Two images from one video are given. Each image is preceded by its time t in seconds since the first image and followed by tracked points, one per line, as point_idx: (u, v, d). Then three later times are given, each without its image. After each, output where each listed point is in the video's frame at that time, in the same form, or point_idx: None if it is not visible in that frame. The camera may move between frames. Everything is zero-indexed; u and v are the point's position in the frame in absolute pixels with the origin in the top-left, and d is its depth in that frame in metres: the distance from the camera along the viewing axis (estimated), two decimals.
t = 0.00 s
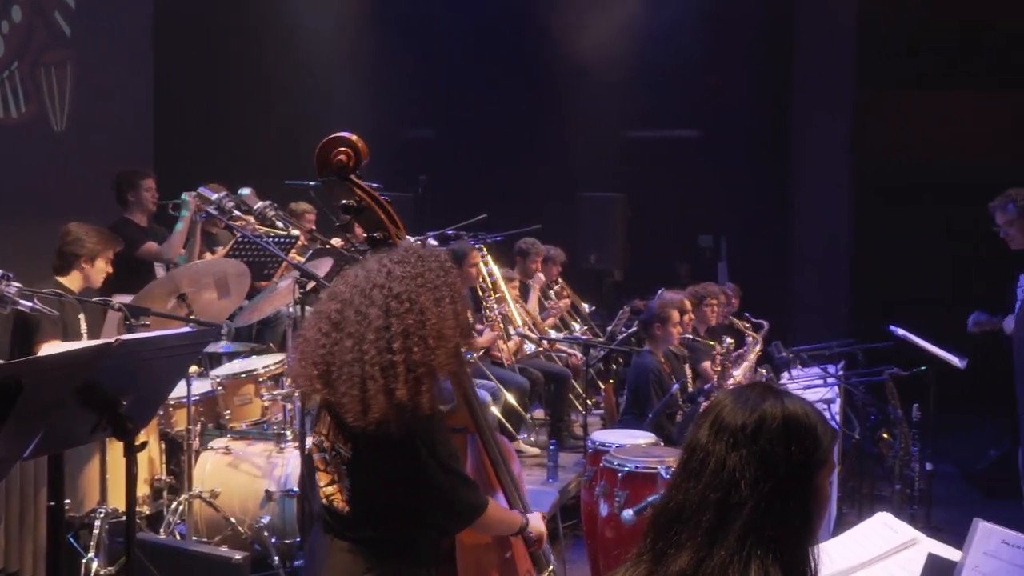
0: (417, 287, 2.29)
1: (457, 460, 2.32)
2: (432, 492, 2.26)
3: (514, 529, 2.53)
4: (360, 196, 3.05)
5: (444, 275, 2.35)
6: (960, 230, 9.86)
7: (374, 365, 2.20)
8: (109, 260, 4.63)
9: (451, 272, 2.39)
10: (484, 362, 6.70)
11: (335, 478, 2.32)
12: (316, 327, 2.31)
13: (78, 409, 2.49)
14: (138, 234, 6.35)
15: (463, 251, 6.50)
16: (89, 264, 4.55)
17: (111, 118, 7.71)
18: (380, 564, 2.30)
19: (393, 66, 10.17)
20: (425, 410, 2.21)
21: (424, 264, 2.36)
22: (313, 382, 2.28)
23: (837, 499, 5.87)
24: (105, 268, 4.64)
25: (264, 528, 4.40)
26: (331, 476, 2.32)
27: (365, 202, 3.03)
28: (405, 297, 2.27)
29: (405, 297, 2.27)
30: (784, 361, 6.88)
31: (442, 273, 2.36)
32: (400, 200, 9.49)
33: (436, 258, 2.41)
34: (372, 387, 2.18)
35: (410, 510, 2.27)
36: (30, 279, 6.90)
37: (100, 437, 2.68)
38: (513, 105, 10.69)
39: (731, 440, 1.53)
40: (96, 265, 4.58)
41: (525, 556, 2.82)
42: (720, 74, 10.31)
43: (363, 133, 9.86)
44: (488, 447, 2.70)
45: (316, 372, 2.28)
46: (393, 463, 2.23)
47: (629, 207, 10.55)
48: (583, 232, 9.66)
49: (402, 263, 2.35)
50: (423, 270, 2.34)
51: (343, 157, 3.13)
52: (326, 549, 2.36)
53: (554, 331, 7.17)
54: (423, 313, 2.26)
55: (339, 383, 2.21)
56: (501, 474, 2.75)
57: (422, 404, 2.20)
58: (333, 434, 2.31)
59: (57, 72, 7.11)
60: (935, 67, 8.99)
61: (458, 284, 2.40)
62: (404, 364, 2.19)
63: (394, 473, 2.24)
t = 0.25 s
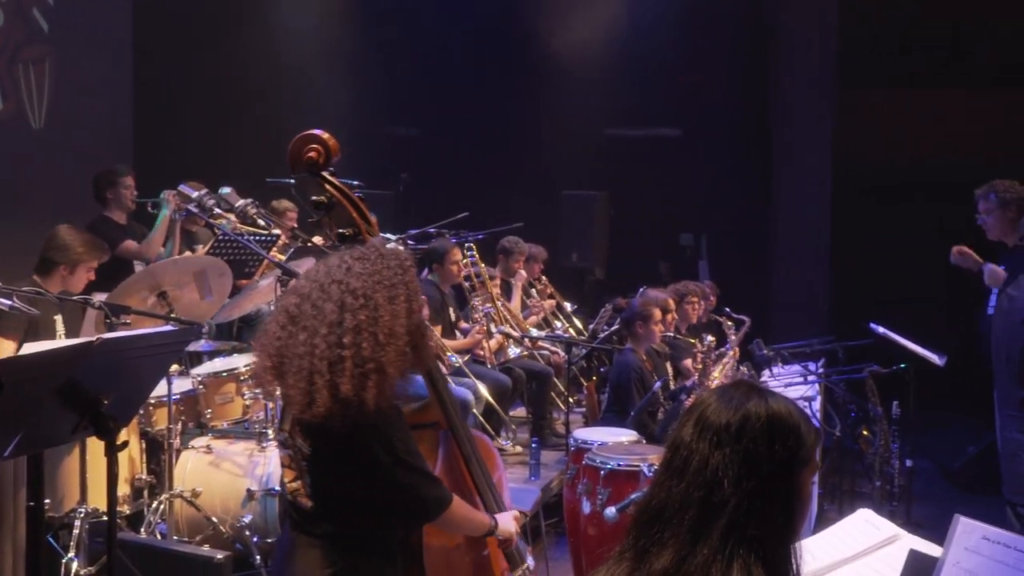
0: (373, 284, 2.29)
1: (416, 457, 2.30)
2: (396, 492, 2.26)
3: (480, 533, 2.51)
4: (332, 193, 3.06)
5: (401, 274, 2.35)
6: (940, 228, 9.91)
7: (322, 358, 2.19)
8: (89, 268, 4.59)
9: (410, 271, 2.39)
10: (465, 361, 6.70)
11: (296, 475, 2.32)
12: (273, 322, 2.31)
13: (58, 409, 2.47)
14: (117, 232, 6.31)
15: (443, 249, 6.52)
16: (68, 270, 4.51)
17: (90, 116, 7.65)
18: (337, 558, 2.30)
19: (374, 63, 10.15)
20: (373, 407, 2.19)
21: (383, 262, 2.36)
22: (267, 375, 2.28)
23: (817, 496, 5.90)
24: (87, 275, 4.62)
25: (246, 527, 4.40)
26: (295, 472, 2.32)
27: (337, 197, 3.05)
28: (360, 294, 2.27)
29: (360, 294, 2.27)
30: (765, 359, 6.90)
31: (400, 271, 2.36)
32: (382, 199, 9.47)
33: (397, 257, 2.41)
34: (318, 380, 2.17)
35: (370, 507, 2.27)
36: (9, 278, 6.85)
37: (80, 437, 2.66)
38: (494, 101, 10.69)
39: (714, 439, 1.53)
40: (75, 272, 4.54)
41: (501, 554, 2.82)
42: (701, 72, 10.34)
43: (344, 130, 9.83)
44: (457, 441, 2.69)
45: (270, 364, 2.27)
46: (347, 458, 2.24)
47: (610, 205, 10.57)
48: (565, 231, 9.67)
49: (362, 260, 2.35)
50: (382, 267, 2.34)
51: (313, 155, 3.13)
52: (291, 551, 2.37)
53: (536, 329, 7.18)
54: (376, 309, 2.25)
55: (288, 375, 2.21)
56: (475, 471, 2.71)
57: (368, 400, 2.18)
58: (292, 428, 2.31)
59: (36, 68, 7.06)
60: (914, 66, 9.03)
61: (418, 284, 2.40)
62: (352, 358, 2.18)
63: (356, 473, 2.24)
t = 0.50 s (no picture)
0: (331, 271, 2.31)
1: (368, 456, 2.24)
2: (353, 489, 2.20)
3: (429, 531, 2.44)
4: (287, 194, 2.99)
5: (360, 262, 2.37)
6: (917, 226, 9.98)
7: (279, 339, 2.19)
8: (62, 264, 4.55)
9: (370, 263, 2.42)
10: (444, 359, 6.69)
11: (252, 472, 2.28)
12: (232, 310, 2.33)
13: (32, 408, 2.44)
14: (93, 231, 6.26)
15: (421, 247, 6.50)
16: (38, 266, 4.47)
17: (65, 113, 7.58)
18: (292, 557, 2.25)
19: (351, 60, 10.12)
20: (327, 387, 2.17)
21: (342, 253, 2.39)
22: (223, 362, 2.28)
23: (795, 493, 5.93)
24: (60, 272, 4.58)
25: (223, 526, 4.38)
26: (251, 469, 2.28)
27: (293, 197, 2.97)
28: (319, 278, 2.29)
29: (319, 278, 2.29)
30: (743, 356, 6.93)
31: (359, 261, 2.38)
32: (361, 196, 9.44)
33: (357, 249, 2.44)
34: (274, 359, 2.17)
35: (324, 503, 2.21)
36: None
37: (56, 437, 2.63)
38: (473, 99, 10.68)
39: (691, 438, 1.53)
40: (46, 268, 4.50)
41: (466, 551, 2.70)
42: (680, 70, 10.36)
43: (323, 128, 9.78)
44: (414, 434, 2.65)
45: (226, 352, 2.27)
46: (296, 454, 2.19)
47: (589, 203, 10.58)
48: (544, 229, 9.67)
49: (321, 251, 2.38)
50: (341, 256, 2.37)
51: (267, 155, 3.10)
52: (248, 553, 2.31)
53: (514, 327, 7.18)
54: (334, 292, 2.27)
55: (244, 356, 2.21)
56: (433, 463, 2.66)
57: (326, 378, 2.16)
58: (249, 421, 2.28)
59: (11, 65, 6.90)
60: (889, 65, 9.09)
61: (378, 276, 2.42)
62: (309, 338, 2.18)
63: (302, 470, 2.19)
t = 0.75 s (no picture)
0: (303, 266, 2.27)
1: (337, 453, 2.24)
2: (323, 489, 2.21)
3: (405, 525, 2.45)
4: (254, 196, 2.97)
5: (333, 258, 2.33)
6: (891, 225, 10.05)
7: (246, 333, 2.16)
8: (38, 262, 4.50)
9: (344, 259, 2.37)
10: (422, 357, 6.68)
11: (222, 471, 2.28)
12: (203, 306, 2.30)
13: (5, 407, 2.42)
14: (67, 229, 6.20)
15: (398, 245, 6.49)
16: (15, 264, 4.42)
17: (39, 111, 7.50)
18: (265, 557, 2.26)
19: (328, 58, 10.07)
20: (296, 380, 2.14)
21: (314, 248, 2.34)
22: (192, 358, 2.25)
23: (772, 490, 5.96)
24: (37, 269, 4.53)
25: (200, 525, 4.34)
26: (220, 468, 2.28)
27: (259, 200, 2.96)
28: (290, 273, 2.25)
29: (290, 273, 2.25)
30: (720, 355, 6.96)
31: (332, 258, 2.34)
32: (339, 195, 9.41)
33: (331, 245, 2.40)
34: (241, 352, 2.14)
35: (290, 504, 2.22)
36: None
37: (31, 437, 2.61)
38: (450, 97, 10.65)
39: (672, 438, 1.54)
40: (22, 265, 4.45)
41: (440, 549, 2.71)
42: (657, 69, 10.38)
43: (300, 126, 9.74)
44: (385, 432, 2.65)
45: (195, 348, 2.25)
46: (263, 454, 2.19)
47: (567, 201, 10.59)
48: (522, 228, 9.67)
49: (294, 247, 2.34)
50: (314, 251, 2.32)
51: (231, 155, 3.08)
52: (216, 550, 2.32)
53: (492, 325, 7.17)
54: (306, 287, 2.23)
55: (211, 351, 2.18)
56: (405, 462, 2.67)
57: (293, 372, 2.13)
58: (218, 420, 2.27)
59: None
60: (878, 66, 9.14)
61: (352, 273, 2.37)
62: (278, 332, 2.15)
63: (268, 468, 2.19)
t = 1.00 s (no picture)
0: (296, 272, 2.23)
1: (331, 451, 2.26)
2: (319, 488, 2.21)
3: (389, 527, 2.45)
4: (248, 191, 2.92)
5: (324, 262, 2.30)
6: (868, 225, 10.12)
7: (243, 343, 2.13)
8: (17, 259, 4.47)
9: (332, 261, 2.34)
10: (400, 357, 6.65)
11: (220, 476, 2.23)
12: (193, 310, 2.26)
13: None
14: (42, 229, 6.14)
15: (377, 245, 6.45)
16: None
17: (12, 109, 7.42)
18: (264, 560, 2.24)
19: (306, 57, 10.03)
20: (294, 391, 2.14)
21: (305, 251, 2.30)
22: (185, 363, 2.22)
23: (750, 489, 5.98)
24: (14, 267, 4.49)
25: (178, 528, 4.35)
26: (218, 474, 2.24)
27: (251, 193, 2.91)
28: (283, 280, 2.21)
29: (284, 280, 2.21)
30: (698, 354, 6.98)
31: (323, 262, 2.30)
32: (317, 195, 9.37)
33: (319, 246, 2.36)
34: (237, 364, 2.11)
35: (287, 507, 2.21)
36: None
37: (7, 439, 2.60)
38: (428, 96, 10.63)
39: (656, 436, 1.53)
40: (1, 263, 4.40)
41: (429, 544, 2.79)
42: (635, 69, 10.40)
43: (277, 125, 9.68)
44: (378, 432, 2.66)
45: (187, 353, 2.22)
46: (260, 455, 2.18)
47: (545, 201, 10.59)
48: (501, 227, 9.66)
49: (284, 249, 2.29)
50: (305, 256, 2.29)
51: (225, 151, 2.98)
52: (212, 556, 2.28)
53: (470, 324, 7.16)
54: (300, 295, 2.20)
55: (206, 361, 2.15)
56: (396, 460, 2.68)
57: (291, 384, 2.13)
58: (212, 425, 2.24)
59: None
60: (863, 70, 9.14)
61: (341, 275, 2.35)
62: (275, 343, 2.12)
63: (266, 469, 2.18)
